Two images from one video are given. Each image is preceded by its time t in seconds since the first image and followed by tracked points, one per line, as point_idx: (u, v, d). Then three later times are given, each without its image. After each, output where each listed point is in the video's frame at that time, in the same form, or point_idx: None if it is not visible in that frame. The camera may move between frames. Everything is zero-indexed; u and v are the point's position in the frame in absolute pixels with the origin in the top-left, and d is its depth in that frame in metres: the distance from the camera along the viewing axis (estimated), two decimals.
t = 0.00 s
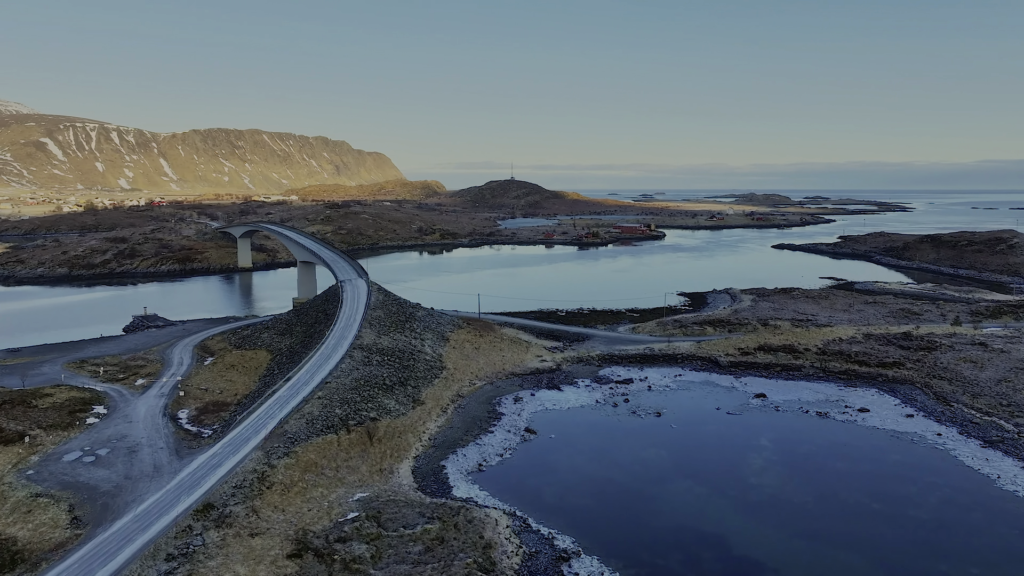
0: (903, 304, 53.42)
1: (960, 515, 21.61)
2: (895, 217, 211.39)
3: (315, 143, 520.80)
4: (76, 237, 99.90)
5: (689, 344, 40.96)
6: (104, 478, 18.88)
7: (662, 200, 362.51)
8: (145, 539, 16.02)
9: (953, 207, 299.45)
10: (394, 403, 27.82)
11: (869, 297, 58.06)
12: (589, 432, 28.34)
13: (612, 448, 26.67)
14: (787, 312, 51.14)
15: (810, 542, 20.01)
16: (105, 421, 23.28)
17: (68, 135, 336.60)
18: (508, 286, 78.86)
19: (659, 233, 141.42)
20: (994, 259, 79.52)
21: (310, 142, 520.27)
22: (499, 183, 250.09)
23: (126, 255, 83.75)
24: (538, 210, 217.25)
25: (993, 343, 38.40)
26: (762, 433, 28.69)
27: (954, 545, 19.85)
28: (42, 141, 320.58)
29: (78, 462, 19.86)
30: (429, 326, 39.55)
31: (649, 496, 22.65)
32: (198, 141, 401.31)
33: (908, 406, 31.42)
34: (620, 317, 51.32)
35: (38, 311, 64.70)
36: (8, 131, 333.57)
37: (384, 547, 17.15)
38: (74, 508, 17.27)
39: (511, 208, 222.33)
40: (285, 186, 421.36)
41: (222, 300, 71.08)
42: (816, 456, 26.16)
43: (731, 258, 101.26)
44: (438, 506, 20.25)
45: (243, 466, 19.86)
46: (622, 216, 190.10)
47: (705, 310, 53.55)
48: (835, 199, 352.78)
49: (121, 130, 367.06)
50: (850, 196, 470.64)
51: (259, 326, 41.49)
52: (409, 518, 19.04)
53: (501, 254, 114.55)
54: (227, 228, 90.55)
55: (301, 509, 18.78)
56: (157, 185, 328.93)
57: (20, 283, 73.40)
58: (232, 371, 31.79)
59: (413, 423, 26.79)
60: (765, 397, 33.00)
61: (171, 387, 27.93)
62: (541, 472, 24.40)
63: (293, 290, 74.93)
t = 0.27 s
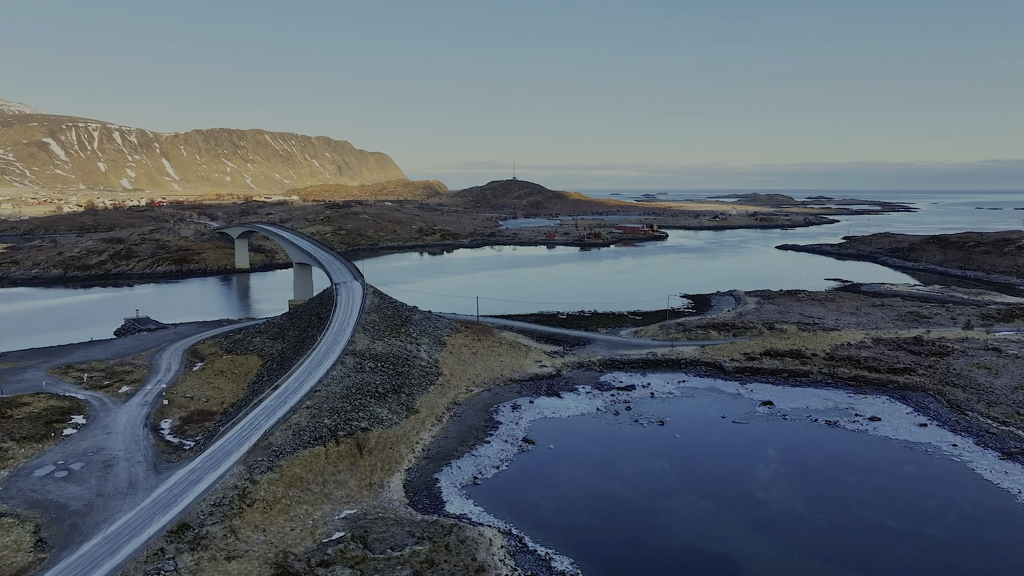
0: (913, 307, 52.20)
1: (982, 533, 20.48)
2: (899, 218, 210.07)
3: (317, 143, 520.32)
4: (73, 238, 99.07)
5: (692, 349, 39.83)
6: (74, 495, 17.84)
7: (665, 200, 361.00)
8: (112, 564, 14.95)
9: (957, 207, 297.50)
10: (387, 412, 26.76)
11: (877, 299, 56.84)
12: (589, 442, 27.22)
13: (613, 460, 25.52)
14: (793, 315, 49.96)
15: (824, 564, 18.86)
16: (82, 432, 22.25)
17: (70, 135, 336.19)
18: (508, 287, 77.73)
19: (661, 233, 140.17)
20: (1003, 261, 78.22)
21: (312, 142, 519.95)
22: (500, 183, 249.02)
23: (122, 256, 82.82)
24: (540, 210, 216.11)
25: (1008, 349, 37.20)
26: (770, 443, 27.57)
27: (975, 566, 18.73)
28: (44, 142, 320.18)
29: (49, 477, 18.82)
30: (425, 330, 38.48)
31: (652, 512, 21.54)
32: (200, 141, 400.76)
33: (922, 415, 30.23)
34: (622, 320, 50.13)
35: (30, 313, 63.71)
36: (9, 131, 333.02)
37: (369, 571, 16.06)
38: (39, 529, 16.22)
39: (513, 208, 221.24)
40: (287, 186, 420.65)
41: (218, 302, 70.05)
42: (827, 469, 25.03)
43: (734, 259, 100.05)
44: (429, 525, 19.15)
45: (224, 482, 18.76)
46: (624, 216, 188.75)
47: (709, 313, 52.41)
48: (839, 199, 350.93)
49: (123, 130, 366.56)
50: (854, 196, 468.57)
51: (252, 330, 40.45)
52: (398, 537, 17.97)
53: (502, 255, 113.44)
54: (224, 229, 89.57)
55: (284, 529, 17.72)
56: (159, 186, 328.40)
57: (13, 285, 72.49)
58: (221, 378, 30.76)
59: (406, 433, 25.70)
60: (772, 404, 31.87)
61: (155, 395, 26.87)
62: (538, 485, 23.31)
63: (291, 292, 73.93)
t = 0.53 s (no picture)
0: (919, 309, 51.29)
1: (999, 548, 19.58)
2: (902, 218, 209.06)
3: (319, 143, 520.14)
4: (69, 238, 98.48)
5: (696, 353, 38.96)
6: (50, 510, 17.03)
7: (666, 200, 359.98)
8: None
9: (960, 207, 296.25)
10: (380, 419, 25.94)
11: (883, 301, 55.93)
12: (589, 450, 26.36)
13: (614, 470, 24.64)
14: (798, 318, 49.07)
15: None
16: (63, 442, 21.45)
17: (72, 135, 336.06)
18: (508, 288, 76.87)
19: (663, 234, 139.26)
20: (1009, 262, 77.27)
21: (314, 142, 519.78)
22: (501, 183, 248.34)
23: (118, 257, 82.17)
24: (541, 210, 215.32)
25: (1019, 353, 36.29)
26: (775, 451, 26.71)
27: None
28: (46, 142, 320.01)
29: (25, 490, 18.02)
30: (422, 333, 37.67)
31: (654, 526, 20.68)
32: (202, 141, 400.50)
33: (932, 422, 29.33)
34: (623, 323, 49.26)
35: (23, 314, 63.00)
36: (12, 131, 332.91)
37: None
38: (9, 547, 15.41)
39: (515, 208, 220.58)
40: (288, 186, 420.25)
41: (214, 303, 69.29)
42: (835, 479, 24.14)
43: (736, 259, 99.16)
44: (421, 541, 18.28)
45: (207, 495, 17.95)
46: (625, 216, 187.94)
47: (711, 315, 51.55)
48: (841, 199, 349.68)
49: (125, 130, 366.31)
50: (856, 196, 467.17)
51: (245, 333, 39.64)
52: (388, 555, 17.13)
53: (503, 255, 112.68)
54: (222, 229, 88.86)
55: (268, 546, 16.88)
56: (161, 186, 328.13)
57: (8, 286, 71.85)
58: (211, 383, 29.96)
59: (400, 442, 24.84)
60: (777, 411, 31.01)
61: (141, 402, 26.04)
62: (536, 496, 22.45)
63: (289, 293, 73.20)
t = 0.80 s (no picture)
0: (928, 312, 50.21)
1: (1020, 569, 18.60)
2: (907, 218, 207.90)
3: (321, 143, 519.71)
4: (66, 239, 97.82)
5: (699, 357, 37.95)
6: (18, 528, 16.12)
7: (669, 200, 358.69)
8: None
9: (964, 207, 294.63)
10: (372, 428, 24.99)
11: (890, 304, 54.87)
12: (589, 461, 25.40)
13: (615, 482, 23.66)
14: (804, 321, 48.01)
15: None
16: (39, 453, 20.55)
17: (75, 135, 335.92)
18: (509, 290, 75.95)
19: (665, 234, 138.26)
20: (1017, 263, 76.12)
21: (316, 142, 519.47)
22: (503, 183, 247.48)
23: (115, 258, 81.44)
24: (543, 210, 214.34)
25: None
26: (782, 462, 25.71)
27: None
28: (48, 142, 319.84)
29: None
30: (418, 337, 36.72)
31: (656, 544, 19.71)
32: (204, 141, 400.26)
33: (945, 431, 28.30)
34: (624, 326, 48.27)
35: (16, 315, 62.22)
36: (14, 131, 332.79)
37: None
38: None
39: (517, 208, 219.70)
40: (290, 186, 419.81)
41: (210, 305, 68.44)
42: (846, 492, 23.15)
43: (740, 260, 98.12)
44: (411, 560, 17.33)
45: (185, 512, 17.00)
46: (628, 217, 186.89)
47: (715, 318, 50.52)
48: (844, 199, 348.13)
49: (127, 130, 366.15)
50: (859, 196, 465.41)
51: (238, 337, 38.73)
52: None
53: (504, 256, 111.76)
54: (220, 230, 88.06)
55: (248, 568, 15.93)
56: (163, 185, 327.77)
57: (3, 287, 71.14)
58: (199, 390, 29.08)
59: (393, 453, 23.89)
60: (784, 419, 30.00)
61: (125, 410, 25.14)
62: (533, 510, 21.49)
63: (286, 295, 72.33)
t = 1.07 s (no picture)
0: (937, 315, 49.10)
1: None
2: (911, 218, 206.38)
3: (323, 143, 519.34)
4: (64, 240, 97.14)
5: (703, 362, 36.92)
6: None
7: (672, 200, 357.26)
8: None
9: (969, 207, 292.85)
10: (363, 439, 24.02)
11: (898, 306, 53.77)
12: (590, 472, 24.42)
13: (616, 496, 22.65)
14: (810, 324, 46.93)
15: None
16: (14, 466, 19.64)
17: (77, 135, 335.78)
18: (509, 291, 75.00)
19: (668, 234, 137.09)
20: None
21: (318, 142, 519.08)
22: (505, 183, 246.52)
23: (112, 259, 80.67)
24: (545, 210, 213.28)
25: None
26: (790, 473, 24.69)
27: None
28: (51, 142, 319.67)
29: None
30: (414, 342, 35.75)
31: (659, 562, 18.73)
32: (206, 141, 399.96)
33: (960, 441, 27.23)
34: (627, 329, 47.25)
35: (9, 317, 61.42)
36: (17, 131, 332.65)
37: None
38: None
39: (519, 208, 218.67)
40: (292, 186, 419.25)
41: (207, 306, 67.59)
42: (858, 507, 22.14)
43: (743, 261, 97.01)
44: None
45: (161, 531, 16.06)
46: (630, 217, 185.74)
47: (719, 321, 49.50)
48: (848, 199, 346.45)
49: (130, 130, 365.97)
50: (863, 196, 463.43)
51: (230, 341, 37.80)
52: None
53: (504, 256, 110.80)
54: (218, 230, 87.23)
55: None
56: (165, 186, 327.37)
57: None
58: (187, 397, 28.16)
59: (385, 464, 22.94)
60: (792, 427, 28.96)
61: (108, 419, 24.24)
62: (530, 526, 20.51)
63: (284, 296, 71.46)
